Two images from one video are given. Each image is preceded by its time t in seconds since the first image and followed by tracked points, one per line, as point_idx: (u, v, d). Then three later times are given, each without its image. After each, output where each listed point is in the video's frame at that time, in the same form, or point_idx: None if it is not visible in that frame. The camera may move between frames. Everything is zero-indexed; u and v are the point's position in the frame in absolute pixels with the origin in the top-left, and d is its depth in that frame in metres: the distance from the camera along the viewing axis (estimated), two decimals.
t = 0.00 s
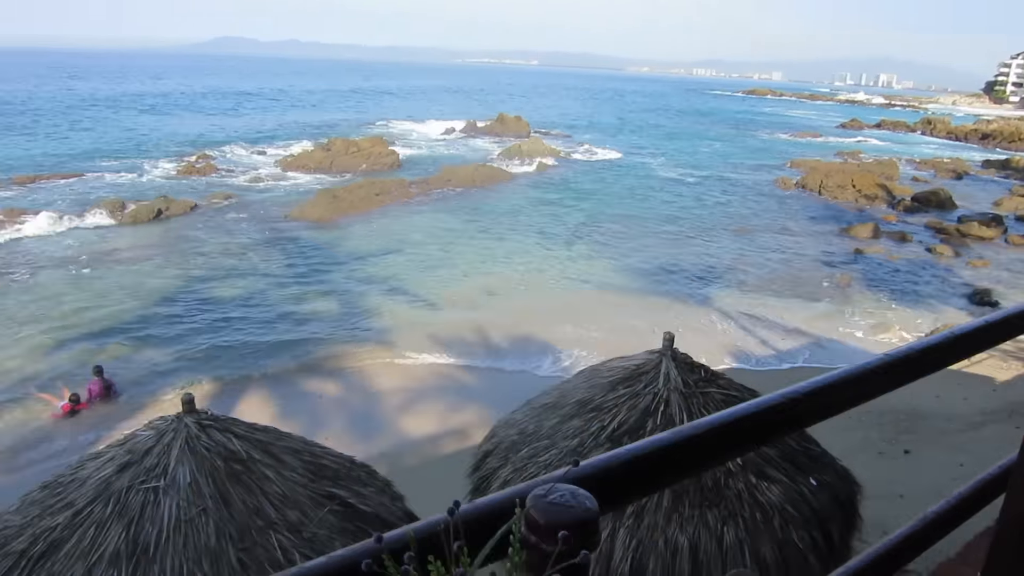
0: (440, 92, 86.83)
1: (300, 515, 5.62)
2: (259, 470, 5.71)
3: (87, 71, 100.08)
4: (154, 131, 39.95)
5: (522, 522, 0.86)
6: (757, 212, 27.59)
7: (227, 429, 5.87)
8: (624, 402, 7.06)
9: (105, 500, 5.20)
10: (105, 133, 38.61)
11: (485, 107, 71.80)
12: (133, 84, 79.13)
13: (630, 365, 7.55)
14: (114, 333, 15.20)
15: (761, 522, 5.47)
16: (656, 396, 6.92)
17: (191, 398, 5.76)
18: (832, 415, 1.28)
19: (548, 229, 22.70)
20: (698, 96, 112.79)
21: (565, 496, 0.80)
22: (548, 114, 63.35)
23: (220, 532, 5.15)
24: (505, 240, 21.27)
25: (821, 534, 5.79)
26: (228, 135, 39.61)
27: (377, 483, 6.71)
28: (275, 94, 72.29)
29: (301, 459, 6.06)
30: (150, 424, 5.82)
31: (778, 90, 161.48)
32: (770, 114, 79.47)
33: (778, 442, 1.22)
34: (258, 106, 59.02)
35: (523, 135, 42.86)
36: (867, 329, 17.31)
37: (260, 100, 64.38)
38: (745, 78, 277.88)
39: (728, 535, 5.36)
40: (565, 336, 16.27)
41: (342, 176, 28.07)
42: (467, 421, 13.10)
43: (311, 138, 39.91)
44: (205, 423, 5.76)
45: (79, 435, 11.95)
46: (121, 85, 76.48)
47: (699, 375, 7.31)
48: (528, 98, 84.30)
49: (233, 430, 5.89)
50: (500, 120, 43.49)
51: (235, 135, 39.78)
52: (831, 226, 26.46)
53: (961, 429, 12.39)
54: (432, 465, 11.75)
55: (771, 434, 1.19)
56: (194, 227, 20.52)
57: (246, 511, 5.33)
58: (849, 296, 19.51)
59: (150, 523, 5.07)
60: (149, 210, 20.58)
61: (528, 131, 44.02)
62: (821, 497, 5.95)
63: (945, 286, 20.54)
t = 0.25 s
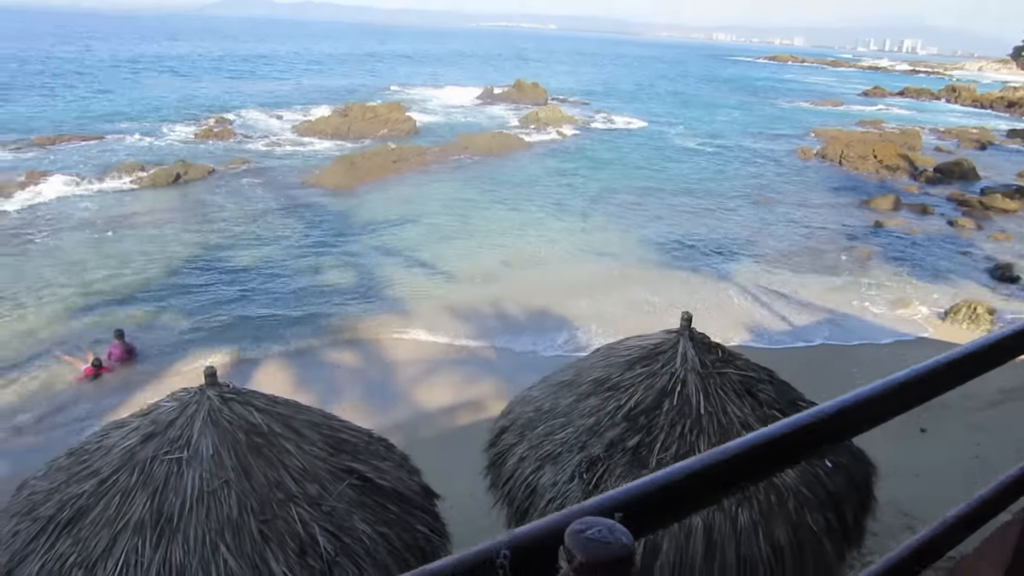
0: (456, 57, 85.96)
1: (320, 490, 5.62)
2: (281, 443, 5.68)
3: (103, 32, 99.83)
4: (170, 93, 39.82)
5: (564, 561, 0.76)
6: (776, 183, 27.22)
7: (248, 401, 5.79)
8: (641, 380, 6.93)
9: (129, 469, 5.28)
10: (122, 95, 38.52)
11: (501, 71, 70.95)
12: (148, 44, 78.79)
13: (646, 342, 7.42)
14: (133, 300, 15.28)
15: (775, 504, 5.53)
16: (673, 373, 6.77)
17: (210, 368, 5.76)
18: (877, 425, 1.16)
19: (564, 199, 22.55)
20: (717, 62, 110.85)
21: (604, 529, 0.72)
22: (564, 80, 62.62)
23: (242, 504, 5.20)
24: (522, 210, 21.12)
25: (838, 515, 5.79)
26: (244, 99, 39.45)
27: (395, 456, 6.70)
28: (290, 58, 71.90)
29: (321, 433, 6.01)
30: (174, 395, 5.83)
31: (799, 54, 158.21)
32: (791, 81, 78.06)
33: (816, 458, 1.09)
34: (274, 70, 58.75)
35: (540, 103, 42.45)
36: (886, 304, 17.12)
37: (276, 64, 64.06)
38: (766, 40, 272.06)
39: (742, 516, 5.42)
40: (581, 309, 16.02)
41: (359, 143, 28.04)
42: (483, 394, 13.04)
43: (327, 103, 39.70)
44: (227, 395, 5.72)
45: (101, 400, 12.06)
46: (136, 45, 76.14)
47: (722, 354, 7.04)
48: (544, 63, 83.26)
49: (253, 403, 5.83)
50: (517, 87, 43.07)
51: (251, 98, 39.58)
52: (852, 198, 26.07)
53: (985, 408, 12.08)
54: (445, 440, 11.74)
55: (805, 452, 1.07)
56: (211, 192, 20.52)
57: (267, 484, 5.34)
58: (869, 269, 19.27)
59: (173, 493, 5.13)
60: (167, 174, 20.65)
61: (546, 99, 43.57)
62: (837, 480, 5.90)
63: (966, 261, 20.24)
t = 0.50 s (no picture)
0: (475, 50, 85.73)
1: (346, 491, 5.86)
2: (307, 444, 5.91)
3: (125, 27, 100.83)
4: (193, 88, 40.10)
5: None
6: (798, 177, 26.89)
7: (276, 402, 6.02)
8: (665, 384, 6.83)
9: (160, 468, 5.50)
10: (145, 90, 38.80)
11: (520, 65, 70.73)
12: (170, 39, 79.45)
13: (671, 345, 7.27)
14: (160, 291, 15.29)
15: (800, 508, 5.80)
16: (697, 378, 6.66)
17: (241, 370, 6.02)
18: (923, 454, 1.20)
19: (585, 195, 22.46)
20: (737, 52, 109.70)
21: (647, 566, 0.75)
22: (584, 74, 62.30)
23: (270, 505, 5.41)
24: (544, 206, 21.07)
25: (865, 524, 6.07)
26: (265, 94, 39.63)
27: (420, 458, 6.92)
28: (310, 52, 72.14)
29: (347, 434, 6.25)
30: (202, 395, 6.08)
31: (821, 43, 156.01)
32: (813, 71, 77.04)
33: (893, 469, 1.17)
34: (294, 65, 58.98)
35: (562, 97, 42.19)
36: (912, 300, 16.87)
37: (296, 59, 64.31)
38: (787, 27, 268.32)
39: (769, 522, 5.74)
40: (604, 306, 15.83)
41: (381, 138, 28.15)
42: (505, 391, 12.89)
43: (348, 98, 39.80)
44: (255, 397, 5.93)
45: (129, 394, 12.13)
46: (159, 40, 76.79)
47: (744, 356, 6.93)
48: (563, 56, 82.88)
49: (280, 403, 6.06)
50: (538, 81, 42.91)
51: (272, 93, 39.75)
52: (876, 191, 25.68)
53: (1017, 404, 11.79)
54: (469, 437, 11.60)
55: (883, 463, 1.15)
56: (235, 188, 20.65)
57: (294, 485, 5.57)
58: (894, 264, 18.98)
59: (203, 492, 5.36)
60: (193, 169, 20.77)
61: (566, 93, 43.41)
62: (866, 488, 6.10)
63: (994, 255, 19.88)
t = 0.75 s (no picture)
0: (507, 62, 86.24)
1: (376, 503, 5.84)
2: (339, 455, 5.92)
3: (165, 37, 103.08)
4: (231, 98, 40.87)
5: None
6: (834, 195, 26.54)
7: (310, 413, 6.06)
8: (697, 406, 6.56)
9: (197, 474, 5.60)
10: (185, 99, 39.57)
11: (552, 78, 71.05)
12: (210, 50, 81.19)
13: (703, 366, 7.04)
14: (195, 293, 15.40)
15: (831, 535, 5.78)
16: (729, 401, 6.38)
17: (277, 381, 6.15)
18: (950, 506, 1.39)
19: (617, 211, 22.40)
20: (771, 68, 109.02)
21: None
22: (616, 88, 62.32)
23: (302, 514, 5.42)
24: (575, 222, 21.05)
25: (897, 551, 5.86)
26: (301, 104, 40.20)
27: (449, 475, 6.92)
28: (345, 63, 73.14)
29: (379, 447, 6.27)
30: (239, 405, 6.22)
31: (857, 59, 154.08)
32: (849, 88, 76.15)
33: (904, 527, 1.33)
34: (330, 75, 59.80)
35: (594, 111, 42.19)
36: (951, 324, 16.52)
37: (331, 70, 65.27)
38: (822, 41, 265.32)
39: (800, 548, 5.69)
40: (634, 323, 15.71)
41: (414, 149, 28.44)
42: (534, 406, 12.71)
43: (382, 109, 40.23)
44: (291, 406, 5.97)
45: (165, 397, 12.19)
46: (200, 51, 78.54)
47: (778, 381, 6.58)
48: (595, 70, 83.04)
49: (315, 415, 6.08)
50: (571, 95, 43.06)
51: (308, 104, 40.35)
52: (914, 211, 25.24)
53: None
54: (496, 452, 11.52)
55: (897, 519, 1.31)
56: (271, 197, 20.92)
57: (326, 496, 5.56)
58: (933, 285, 18.59)
59: (237, 500, 5.39)
60: (229, 177, 21.30)
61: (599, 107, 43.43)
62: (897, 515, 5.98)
63: None
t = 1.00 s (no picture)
0: (548, 79, 86.71)
1: (414, 518, 5.89)
2: (379, 469, 5.97)
3: (215, 52, 106.27)
4: (277, 111, 41.71)
5: None
6: (879, 218, 26.04)
7: (351, 427, 6.11)
8: (737, 430, 6.40)
9: (240, 484, 5.72)
10: (233, 111, 40.52)
11: (593, 95, 71.19)
12: (258, 64, 83.21)
13: (744, 392, 6.92)
14: (239, 302, 15.62)
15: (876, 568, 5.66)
16: (771, 426, 6.19)
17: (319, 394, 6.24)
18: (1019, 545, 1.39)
19: (656, 229, 22.28)
20: (814, 86, 107.78)
21: None
22: (656, 105, 62.19)
23: (341, 527, 5.47)
24: (614, 240, 20.99)
25: None
26: (345, 118, 40.87)
27: (488, 491, 6.97)
28: (388, 79, 74.23)
29: (418, 462, 6.33)
30: (282, 415, 6.49)
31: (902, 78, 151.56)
32: (895, 107, 74.85)
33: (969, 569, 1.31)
34: (373, 90, 60.73)
35: (635, 128, 42.08)
36: (1002, 353, 16.03)
37: (375, 84, 66.26)
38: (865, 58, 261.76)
39: None
40: (673, 343, 15.53)
41: (455, 164, 28.70)
42: (571, 423, 12.61)
43: (423, 124, 40.70)
44: (332, 420, 6.03)
45: (207, 404, 12.34)
46: (248, 66, 80.57)
47: (822, 408, 6.35)
48: (636, 87, 82.99)
49: (355, 428, 6.14)
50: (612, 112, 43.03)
51: (352, 118, 41.00)
52: (962, 235, 24.62)
53: None
54: (532, 469, 11.44)
55: (960, 558, 1.29)
56: (314, 209, 21.24)
57: (365, 510, 5.61)
58: (983, 313, 18.08)
59: (278, 510, 5.47)
60: (275, 189, 21.70)
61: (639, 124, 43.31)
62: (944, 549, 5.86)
63: None
